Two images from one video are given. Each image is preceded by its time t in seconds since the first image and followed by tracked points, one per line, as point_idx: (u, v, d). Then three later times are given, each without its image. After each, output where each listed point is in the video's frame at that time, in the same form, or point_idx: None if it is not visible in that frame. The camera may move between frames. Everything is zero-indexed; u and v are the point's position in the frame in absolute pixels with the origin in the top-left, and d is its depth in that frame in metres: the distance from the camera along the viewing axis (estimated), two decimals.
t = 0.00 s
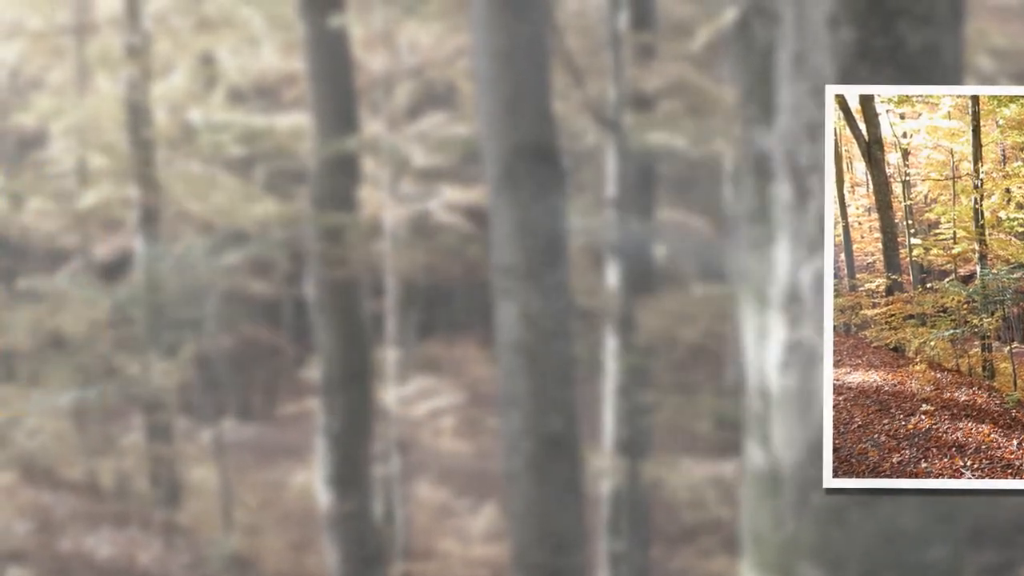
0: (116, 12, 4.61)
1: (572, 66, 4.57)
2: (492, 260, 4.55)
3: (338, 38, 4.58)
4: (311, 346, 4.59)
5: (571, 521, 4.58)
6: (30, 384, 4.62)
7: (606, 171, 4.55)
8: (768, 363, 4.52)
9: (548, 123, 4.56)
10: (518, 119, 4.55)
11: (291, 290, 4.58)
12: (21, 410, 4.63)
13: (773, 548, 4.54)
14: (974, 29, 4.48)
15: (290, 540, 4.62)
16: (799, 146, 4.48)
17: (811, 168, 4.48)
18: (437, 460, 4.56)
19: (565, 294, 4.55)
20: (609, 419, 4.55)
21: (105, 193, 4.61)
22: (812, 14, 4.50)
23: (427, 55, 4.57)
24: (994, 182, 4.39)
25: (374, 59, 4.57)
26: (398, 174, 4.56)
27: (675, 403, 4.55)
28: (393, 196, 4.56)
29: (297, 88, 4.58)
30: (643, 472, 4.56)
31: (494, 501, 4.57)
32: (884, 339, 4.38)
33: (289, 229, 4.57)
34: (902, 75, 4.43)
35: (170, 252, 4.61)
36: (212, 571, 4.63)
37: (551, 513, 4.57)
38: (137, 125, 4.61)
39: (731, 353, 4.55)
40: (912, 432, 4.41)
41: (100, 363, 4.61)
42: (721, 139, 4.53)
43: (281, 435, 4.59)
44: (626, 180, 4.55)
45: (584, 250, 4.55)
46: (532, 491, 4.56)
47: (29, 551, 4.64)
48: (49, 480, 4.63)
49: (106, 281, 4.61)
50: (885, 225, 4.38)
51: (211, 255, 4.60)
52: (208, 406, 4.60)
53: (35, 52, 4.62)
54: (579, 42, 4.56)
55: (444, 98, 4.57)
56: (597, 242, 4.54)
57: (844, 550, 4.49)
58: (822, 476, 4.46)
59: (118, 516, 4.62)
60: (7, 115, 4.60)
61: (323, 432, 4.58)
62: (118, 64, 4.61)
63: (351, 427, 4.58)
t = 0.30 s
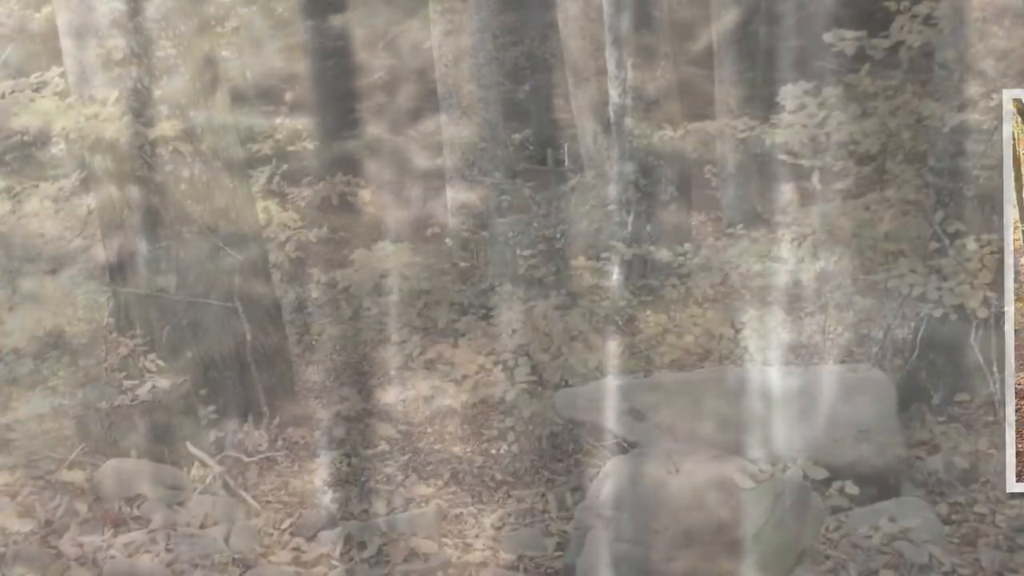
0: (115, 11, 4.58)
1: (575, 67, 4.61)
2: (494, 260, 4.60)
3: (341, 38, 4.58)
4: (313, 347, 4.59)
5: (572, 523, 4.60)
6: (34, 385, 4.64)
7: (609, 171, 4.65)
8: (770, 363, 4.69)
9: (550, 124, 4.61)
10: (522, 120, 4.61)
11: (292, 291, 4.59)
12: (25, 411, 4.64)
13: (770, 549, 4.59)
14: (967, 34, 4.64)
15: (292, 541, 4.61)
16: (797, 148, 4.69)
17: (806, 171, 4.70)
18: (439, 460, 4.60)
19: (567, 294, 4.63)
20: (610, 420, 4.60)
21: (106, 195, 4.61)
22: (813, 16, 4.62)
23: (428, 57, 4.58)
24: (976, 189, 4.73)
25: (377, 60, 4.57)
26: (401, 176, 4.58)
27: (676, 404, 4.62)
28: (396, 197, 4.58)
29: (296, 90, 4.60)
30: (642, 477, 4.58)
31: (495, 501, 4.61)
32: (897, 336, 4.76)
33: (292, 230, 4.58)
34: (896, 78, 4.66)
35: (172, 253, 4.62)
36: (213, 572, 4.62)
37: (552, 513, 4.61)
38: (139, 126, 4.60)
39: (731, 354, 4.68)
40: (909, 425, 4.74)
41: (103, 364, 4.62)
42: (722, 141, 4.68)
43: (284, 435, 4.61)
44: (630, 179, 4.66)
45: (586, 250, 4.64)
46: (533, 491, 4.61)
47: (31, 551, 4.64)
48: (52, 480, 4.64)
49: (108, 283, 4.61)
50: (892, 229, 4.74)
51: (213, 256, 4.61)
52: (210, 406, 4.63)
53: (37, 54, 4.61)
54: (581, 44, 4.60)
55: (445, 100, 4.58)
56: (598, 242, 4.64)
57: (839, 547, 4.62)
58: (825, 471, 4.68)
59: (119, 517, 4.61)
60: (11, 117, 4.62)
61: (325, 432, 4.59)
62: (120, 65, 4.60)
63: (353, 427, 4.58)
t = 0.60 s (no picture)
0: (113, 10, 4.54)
1: (576, 69, 4.63)
2: (494, 261, 4.61)
3: (343, 39, 4.59)
4: (313, 348, 4.61)
5: (573, 523, 4.61)
6: (37, 386, 4.61)
7: (611, 171, 4.67)
8: (770, 363, 4.70)
9: (551, 124, 4.63)
10: (523, 121, 4.63)
11: (293, 291, 4.61)
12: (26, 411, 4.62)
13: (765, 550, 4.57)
14: (969, 34, 4.65)
15: (292, 543, 4.62)
16: (798, 149, 4.70)
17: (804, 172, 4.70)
18: (439, 462, 4.60)
19: (567, 294, 4.63)
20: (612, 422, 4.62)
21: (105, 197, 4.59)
22: (814, 17, 4.67)
23: (429, 57, 4.59)
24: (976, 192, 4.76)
25: (379, 61, 4.59)
26: (404, 177, 4.61)
27: (676, 404, 4.64)
28: (398, 198, 4.60)
29: (295, 89, 4.60)
30: (642, 479, 4.57)
31: (496, 502, 4.61)
32: (896, 337, 4.77)
33: (294, 232, 4.60)
34: (897, 78, 4.68)
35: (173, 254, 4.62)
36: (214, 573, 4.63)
37: (552, 514, 4.63)
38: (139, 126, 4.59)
39: (732, 354, 4.69)
40: (909, 426, 4.75)
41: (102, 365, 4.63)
42: (722, 141, 4.70)
43: (285, 437, 4.61)
44: (630, 181, 4.69)
45: (586, 251, 4.65)
46: (534, 492, 4.62)
47: (32, 551, 4.65)
48: (53, 481, 4.63)
49: (108, 284, 4.62)
50: (888, 232, 4.74)
51: (214, 257, 4.63)
52: (211, 408, 4.65)
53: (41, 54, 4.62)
54: (581, 44, 4.63)
55: (446, 101, 4.60)
56: (598, 243, 4.66)
57: (839, 547, 4.64)
58: (826, 472, 4.68)
59: (120, 519, 4.61)
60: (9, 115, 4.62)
61: (326, 434, 4.59)
62: (121, 66, 4.56)
63: (353, 429, 4.58)
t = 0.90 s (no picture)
0: None
1: (576, 79, 4.95)
2: (496, 262, 4.69)
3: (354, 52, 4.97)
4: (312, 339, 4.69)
5: (575, 526, 4.41)
6: (108, 387, 4.37)
7: (614, 173, 4.99)
8: (772, 365, 4.73)
9: (553, 128, 4.93)
10: (525, 123, 4.94)
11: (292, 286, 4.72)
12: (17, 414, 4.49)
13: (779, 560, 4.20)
14: (969, 36, 4.72)
15: (293, 544, 4.40)
16: (801, 150, 4.71)
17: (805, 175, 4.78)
18: (442, 462, 4.70)
19: (569, 295, 4.71)
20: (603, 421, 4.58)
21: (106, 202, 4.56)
22: (817, 18, 4.80)
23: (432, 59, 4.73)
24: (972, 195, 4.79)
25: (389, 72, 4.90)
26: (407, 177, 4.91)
27: (677, 408, 4.60)
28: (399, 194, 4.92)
29: (297, 90, 4.99)
30: (642, 479, 4.29)
31: (499, 504, 4.58)
32: (898, 338, 4.94)
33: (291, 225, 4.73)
34: (899, 79, 4.73)
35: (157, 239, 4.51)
36: None
37: (555, 517, 4.51)
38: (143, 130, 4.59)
39: (733, 356, 4.73)
40: (910, 424, 4.84)
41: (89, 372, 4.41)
42: (722, 142, 4.96)
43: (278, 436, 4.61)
44: (633, 183, 4.89)
45: (587, 253, 4.73)
46: (536, 492, 4.62)
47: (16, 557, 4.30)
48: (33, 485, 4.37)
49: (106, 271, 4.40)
50: (893, 232, 4.68)
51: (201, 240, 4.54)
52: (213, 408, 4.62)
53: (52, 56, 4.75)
54: (582, 47, 4.92)
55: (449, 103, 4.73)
56: (599, 245, 4.77)
57: (841, 549, 4.36)
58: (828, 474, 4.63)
59: (122, 520, 4.43)
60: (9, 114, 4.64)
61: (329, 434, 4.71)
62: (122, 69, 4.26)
63: (355, 430, 4.70)
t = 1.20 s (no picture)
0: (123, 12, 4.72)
1: (577, 74, 4.75)
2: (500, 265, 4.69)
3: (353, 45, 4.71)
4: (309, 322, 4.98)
5: (577, 528, 4.56)
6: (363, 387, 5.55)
7: (616, 176, 4.82)
8: (774, 366, 4.72)
9: (556, 129, 4.74)
10: (527, 125, 4.72)
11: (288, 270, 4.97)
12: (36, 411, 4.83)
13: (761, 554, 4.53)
14: (973, 37, 4.72)
15: (297, 546, 4.55)
16: (803, 153, 4.71)
17: (809, 176, 4.71)
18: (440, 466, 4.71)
19: (572, 298, 4.72)
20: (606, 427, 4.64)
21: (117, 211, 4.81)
22: (819, 20, 4.76)
23: (435, 61, 4.72)
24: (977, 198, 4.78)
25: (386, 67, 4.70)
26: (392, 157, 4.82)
27: (678, 411, 4.69)
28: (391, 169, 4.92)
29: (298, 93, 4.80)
30: (646, 482, 4.50)
31: (500, 506, 4.66)
32: (901, 340, 4.80)
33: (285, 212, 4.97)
34: (902, 82, 4.74)
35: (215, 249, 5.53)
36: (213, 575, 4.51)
37: (556, 520, 4.60)
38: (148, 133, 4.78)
39: (735, 357, 4.71)
40: (912, 429, 4.76)
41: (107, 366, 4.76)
42: (726, 144, 4.73)
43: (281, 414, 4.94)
44: (636, 185, 4.83)
45: (590, 256, 4.74)
46: (538, 494, 4.66)
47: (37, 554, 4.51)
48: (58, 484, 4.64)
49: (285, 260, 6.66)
50: (896, 233, 4.78)
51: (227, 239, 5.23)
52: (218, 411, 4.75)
53: (55, 58, 4.74)
54: (582, 50, 4.75)
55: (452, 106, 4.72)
56: (603, 247, 4.75)
57: (843, 551, 4.54)
58: (829, 478, 4.66)
59: (124, 522, 4.58)
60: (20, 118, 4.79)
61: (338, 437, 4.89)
62: (125, 71, 4.74)
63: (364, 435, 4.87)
